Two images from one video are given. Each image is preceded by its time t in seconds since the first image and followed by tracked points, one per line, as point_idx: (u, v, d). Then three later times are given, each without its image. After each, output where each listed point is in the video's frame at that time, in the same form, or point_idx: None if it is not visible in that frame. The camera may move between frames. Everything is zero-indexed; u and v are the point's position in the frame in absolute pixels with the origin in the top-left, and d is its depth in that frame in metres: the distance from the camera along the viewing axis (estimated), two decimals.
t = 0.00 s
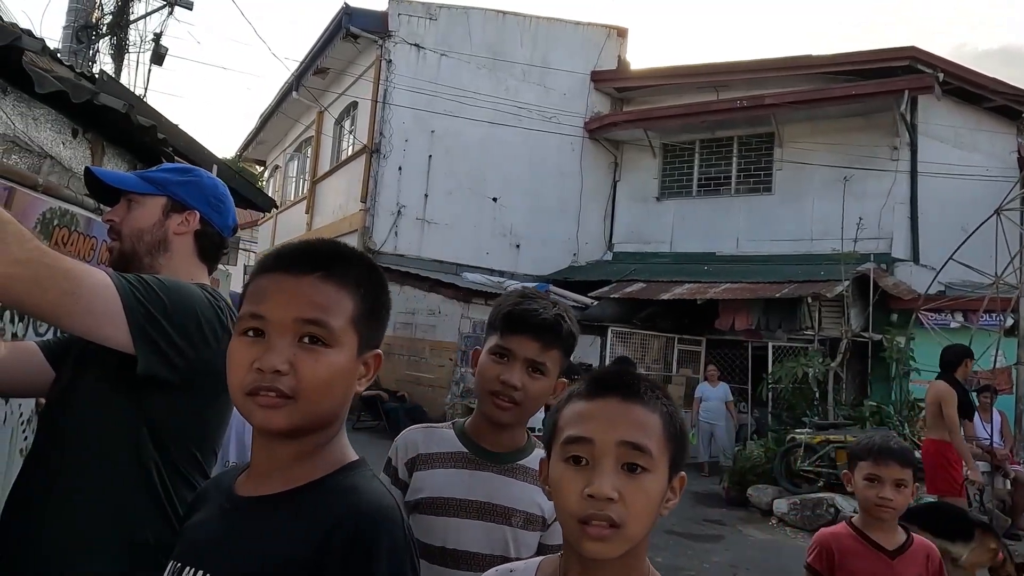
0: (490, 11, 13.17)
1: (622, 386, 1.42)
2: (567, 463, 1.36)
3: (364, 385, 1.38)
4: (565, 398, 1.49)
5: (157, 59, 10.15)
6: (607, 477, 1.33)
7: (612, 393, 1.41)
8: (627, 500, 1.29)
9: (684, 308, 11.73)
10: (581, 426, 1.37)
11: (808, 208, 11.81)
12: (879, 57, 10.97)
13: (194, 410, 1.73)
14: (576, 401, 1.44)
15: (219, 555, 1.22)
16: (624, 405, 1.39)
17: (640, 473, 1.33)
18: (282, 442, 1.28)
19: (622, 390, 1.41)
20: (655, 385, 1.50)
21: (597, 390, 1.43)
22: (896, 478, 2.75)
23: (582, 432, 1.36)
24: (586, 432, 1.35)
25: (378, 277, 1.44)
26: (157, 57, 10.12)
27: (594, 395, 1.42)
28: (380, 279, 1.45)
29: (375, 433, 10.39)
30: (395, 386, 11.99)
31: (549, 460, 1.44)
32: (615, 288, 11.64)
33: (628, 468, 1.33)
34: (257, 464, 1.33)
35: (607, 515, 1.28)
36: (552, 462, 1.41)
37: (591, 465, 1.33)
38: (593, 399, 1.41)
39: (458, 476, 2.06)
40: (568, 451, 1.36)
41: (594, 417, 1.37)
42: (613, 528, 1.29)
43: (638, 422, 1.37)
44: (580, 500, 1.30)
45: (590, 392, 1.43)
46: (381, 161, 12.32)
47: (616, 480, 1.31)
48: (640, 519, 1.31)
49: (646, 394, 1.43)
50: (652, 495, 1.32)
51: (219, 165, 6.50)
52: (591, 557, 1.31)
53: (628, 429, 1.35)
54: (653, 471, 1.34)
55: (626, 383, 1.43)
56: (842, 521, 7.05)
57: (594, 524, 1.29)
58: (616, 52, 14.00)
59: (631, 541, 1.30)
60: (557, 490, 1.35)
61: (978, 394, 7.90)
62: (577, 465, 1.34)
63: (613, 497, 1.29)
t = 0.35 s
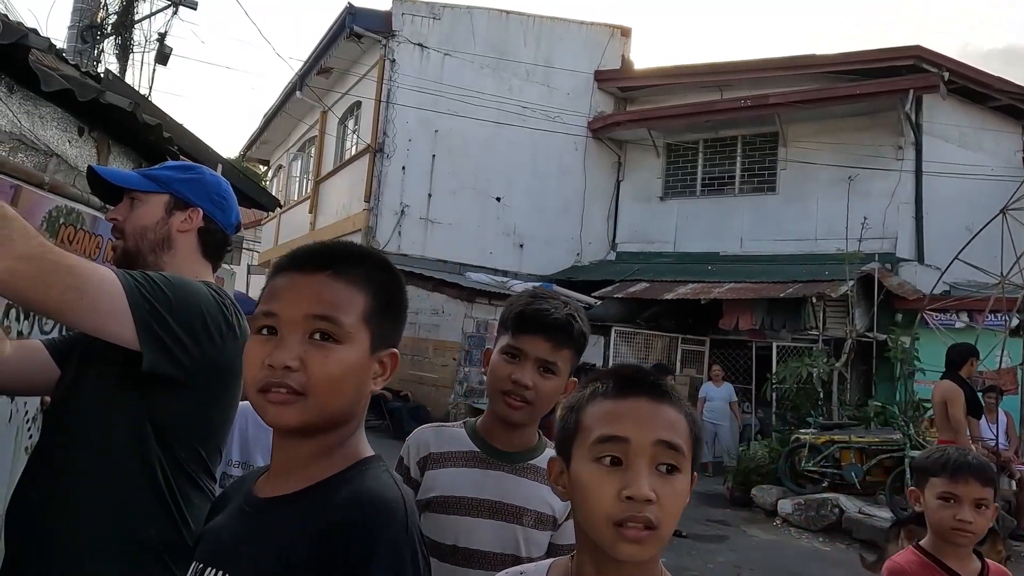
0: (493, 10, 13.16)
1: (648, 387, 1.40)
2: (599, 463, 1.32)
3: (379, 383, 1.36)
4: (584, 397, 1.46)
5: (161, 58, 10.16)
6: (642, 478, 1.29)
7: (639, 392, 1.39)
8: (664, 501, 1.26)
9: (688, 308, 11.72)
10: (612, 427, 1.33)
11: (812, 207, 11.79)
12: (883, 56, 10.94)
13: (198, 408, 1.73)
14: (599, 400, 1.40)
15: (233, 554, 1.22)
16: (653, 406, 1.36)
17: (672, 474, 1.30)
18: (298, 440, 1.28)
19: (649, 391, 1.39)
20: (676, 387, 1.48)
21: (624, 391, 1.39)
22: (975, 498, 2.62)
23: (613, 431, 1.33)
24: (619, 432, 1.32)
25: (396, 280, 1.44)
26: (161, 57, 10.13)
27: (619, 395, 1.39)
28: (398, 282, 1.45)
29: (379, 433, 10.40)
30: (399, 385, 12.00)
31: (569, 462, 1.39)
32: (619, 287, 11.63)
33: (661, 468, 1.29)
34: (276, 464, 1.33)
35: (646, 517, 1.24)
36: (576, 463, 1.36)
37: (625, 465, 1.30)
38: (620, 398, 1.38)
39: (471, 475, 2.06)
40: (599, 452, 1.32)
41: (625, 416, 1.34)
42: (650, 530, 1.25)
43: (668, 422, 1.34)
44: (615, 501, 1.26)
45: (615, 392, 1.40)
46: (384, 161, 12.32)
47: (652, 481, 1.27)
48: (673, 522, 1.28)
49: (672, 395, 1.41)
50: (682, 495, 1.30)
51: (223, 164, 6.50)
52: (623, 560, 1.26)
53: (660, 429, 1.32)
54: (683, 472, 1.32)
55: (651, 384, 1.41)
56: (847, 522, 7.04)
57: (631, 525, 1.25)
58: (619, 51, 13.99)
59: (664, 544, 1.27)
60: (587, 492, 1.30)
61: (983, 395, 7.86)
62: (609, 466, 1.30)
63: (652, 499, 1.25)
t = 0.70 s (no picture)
0: (488, 8, 13.15)
1: (655, 389, 1.38)
2: (609, 467, 1.30)
3: (313, 373, 1.35)
4: (590, 398, 1.43)
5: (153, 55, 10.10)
6: (652, 482, 1.27)
7: (646, 394, 1.37)
8: (674, 505, 1.25)
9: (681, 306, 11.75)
10: (621, 430, 1.32)
11: (805, 207, 11.83)
12: (876, 56, 10.99)
13: (196, 408, 1.72)
14: (606, 402, 1.38)
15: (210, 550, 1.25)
16: (661, 409, 1.34)
17: (681, 477, 1.29)
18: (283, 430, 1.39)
19: (656, 392, 1.37)
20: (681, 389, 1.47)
21: (631, 393, 1.38)
22: None
23: (622, 435, 1.31)
24: (629, 435, 1.30)
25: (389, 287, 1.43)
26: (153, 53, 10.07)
27: (625, 398, 1.37)
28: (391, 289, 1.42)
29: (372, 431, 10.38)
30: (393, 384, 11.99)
31: (576, 465, 1.37)
32: (613, 286, 11.65)
33: (670, 472, 1.28)
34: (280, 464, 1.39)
35: (656, 520, 1.24)
36: (583, 466, 1.34)
37: (635, 468, 1.28)
38: (628, 401, 1.36)
39: (472, 479, 2.05)
40: (608, 456, 1.31)
41: (633, 419, 1.33)
42: (660, 533, 1.24)
43: (675, 424, 1.33)
44: (626, 505, 1.25)
45: (622, 394, 1.38)
46: (378, 159, 12.28)
47: (663, 485, 1.26)
48: (683, 524, 1.28)
49: (679, 397, 1.40)
50: (690, 497, 1.30)
51: (217, 162, 6.47)
52: (631, 563, 1.25)
53: (669, 431, 1.31)
54: (691, 474, 1.31)
55: (659, 386, 1.39)
56: (839, 520, 7.08)
57: (642, 529, 1.24)
58: (614, 50, 14.01)
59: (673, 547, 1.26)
60: (597, 496, 1.28)
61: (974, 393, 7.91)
62: (618, 470, 1.29)
63: (663, 503, 1.24)
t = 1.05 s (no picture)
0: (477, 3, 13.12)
1: (642, 381, 1.40)
2: (591, 457, 1.32)
3: (303, 361, 1.37)
4: (579, 388, 1.45)
5: (139, 49, 10.02)
6: (635, 472, 1.29)
7: (632, 386, 1.38)
8: (656, 496, 1.27)
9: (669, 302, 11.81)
10: (607, 420, 1.34)
11: (791, 203, 11.91)
12: (862, 55, 11.07)
13: (183, 402, 1.72)
14: (594, 393, 1.40)
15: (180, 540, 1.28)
16: (647, 401, 1.36)
17: (664, 468, 1.31)
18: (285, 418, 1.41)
19: (643, 385, 1.39)
20: (667, 382, 1.48)
21: (618, 385, 1.39)
22: None
23: (608, 426, 1.33)
24: (613, 426, 1.32)
25: (393, 290, 1.41)
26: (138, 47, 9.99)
27: (612, 389, 1.38)
28: (394, 291, 1.41)
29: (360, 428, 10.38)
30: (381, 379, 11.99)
31: (562, 456, 1.39)
32: (601, 282, 11.69)
33: (653, 463, 1.30)
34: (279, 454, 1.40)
35: (637, 510, 1.26)
36: (569, 456, 1.36)
37: (618, 458, 1.30)
38: (614, 392, 1.38)
39: (461, 472, 2.06)
40: (593, 446, 1.33)
41: (620, 411, 1.34)
42: (641, 522, 1.26)
43: (662, 417, 1.34)
44: (607, 494, 1.27)
45: (609, 386, 1.39)
46: (367, 154, 12.24)
47: (645, 476, 1.28)
48: (663, 515, 1.29)
49: (665, 389, 1.41)
50: (674, 489, 1.31)
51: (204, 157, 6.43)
52: (611, 551, 1.27)
53: (653, 423, 1.33)
54: (675, 466, 1.33)
55: (646, 378, 1.41)
56: (824, 514, 7.16)
57: (623, 518, 1.26)
58: (602, 46, 14.03)
59: (654, 537, 1.28)
60: (579, 485, 1.31)
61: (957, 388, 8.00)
62: (602, 459, 1.31)
63: (644, 493, 1.26)
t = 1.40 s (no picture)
0: None
1: (608, 372, 1.41)
2: (550, 441, 1.34)
3: (273, 365, 1.46)
4: (546, 377, 1.47)
5: (123, 44, 9.94)
6: (590, 458, 1.32)
7: (596, 376, 1.40)
8: (609, 482, 1.30)
9: (656, 299, 11.87)
10: (567, 406, 1.35)
11: (777, 201, 11.99)
12: (847, 53, 11.15)
13: (158, 396, 1.73)
14: (558, 381, 1.42)
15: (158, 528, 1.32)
16: (609, 391, 1.37)
17: (620, 456, 1.33)
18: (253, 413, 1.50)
19: (607, 375, 1.40)
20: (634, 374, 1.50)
21: (581, 373, 1.41)
22: None
23: (567, 412, 1.35)
24: (573, 412, 1.34)
25: (356, 305, 1.51)
26: (122, 42, 9.92)
27: (575, 378, 1.40)
28: (357, 307, 1.50)
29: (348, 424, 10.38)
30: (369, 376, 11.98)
31: (526, 441, 1.41)
32: (588, 279, 11.73)
33: (609, 450, 1.32)
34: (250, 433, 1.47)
35: (589, 495, 1.28)
36: (529, 440, 1.39)
37: (575, 444, 1.33)
38: (578, 381, 1.39)
39: (436, 462, 2.08)
40: (552, 431, 1.34)
41: (581, 399, 1.36)
42: (593, 507, 1.29)
43: (622, 408, 1.36)
44: (561, 478, 1.30)
45: (572, 374, 1.41)
46: (354, 150, 12.21)
47: (599, 463, 1.31)
48: (618, 501, 1.32)
49: (628, 380, 1.42)
50: (630, 477, 1.34)
51: (188, 153, 6.40)
52: (563, 534, 1.30)
53: (612, 412, 1.35)
54: (632, 454, 1.35)
55: (611, 369, 1.42)
56: (807, 508, 7.24)
57: (575, 502, 1.29)
58: (590, 43, 14.05)
59: (606, 522, 1.31)
60: (535, 468, 1.33)
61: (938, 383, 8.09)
62: (560, 444, 1.33)
63: (597, 479, 1.29)
